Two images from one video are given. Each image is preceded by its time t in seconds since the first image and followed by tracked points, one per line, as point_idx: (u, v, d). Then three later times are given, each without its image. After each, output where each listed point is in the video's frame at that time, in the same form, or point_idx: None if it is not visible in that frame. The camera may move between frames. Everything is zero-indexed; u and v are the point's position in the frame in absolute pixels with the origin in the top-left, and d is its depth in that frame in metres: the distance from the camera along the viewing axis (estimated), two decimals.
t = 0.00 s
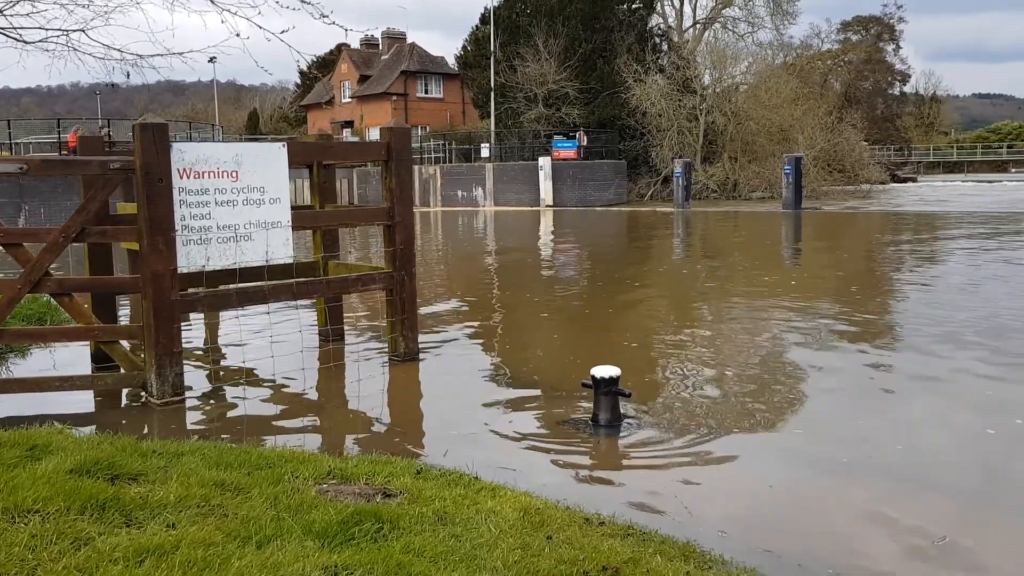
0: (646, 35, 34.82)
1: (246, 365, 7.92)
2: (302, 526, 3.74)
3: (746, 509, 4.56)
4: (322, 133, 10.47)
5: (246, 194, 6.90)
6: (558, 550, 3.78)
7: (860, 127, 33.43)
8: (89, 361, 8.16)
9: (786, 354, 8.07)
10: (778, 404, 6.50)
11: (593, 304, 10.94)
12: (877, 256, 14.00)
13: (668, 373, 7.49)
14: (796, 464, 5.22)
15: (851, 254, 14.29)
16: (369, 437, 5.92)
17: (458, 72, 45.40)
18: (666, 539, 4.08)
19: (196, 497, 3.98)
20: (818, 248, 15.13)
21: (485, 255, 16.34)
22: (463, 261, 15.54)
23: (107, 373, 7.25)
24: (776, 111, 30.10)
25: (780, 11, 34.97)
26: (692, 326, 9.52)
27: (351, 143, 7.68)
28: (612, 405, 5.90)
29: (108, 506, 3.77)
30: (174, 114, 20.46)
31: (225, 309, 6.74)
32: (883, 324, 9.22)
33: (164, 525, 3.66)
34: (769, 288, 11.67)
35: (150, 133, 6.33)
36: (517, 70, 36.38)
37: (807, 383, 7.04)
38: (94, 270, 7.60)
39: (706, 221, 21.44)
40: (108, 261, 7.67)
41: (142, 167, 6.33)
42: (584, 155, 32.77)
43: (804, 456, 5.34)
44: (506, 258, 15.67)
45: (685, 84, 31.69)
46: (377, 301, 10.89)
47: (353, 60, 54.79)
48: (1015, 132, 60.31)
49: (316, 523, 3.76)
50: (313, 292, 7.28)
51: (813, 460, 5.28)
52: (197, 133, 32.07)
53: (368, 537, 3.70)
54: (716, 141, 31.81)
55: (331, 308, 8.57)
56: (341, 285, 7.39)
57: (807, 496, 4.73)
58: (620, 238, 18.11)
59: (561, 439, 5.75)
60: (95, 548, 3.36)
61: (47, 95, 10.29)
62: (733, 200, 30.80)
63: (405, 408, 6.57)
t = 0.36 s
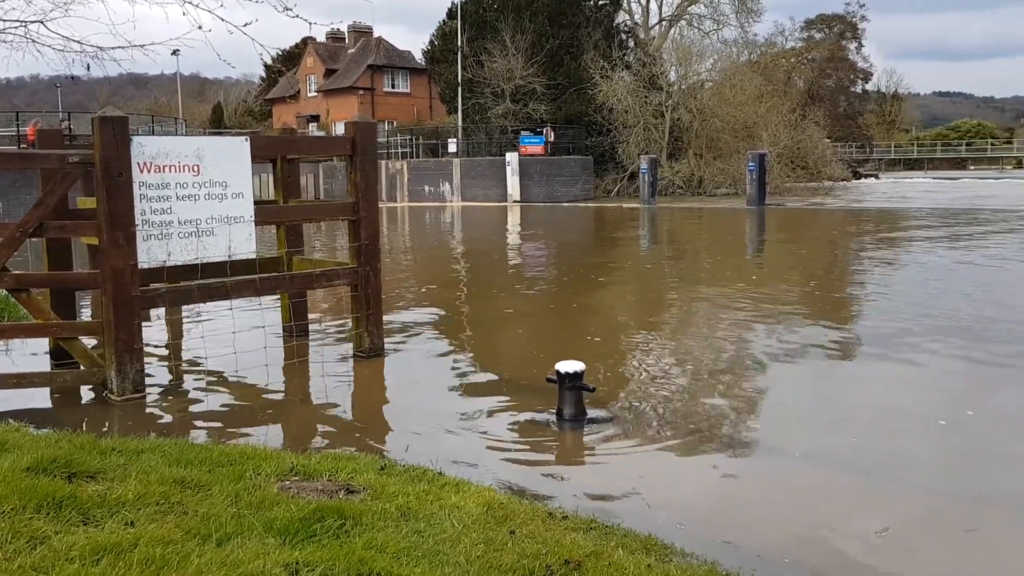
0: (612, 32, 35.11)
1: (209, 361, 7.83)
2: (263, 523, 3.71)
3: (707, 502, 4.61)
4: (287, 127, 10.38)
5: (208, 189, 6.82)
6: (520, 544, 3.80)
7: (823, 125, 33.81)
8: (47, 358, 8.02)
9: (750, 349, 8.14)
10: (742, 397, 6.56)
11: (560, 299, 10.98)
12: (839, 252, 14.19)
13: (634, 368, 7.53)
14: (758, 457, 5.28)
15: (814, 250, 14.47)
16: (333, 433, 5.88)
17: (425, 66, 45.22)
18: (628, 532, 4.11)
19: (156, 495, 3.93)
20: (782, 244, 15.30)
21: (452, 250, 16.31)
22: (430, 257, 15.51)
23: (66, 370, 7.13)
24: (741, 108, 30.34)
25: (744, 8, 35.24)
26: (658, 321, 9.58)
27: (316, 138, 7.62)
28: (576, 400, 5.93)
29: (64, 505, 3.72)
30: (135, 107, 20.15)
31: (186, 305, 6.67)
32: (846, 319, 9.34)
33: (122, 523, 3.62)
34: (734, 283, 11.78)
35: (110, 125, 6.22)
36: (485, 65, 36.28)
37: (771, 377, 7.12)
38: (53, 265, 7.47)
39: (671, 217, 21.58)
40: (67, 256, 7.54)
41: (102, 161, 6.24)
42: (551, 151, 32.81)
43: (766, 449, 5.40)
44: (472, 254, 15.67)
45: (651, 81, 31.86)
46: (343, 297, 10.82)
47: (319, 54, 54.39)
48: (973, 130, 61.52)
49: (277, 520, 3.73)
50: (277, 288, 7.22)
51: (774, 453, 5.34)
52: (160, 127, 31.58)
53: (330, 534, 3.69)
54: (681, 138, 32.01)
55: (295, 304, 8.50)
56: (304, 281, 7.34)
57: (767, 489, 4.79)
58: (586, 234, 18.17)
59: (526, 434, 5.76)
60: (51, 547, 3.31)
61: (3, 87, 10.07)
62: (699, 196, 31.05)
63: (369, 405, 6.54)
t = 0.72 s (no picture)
0: (578, 27, 35.03)
1: (170, 358, 7.74)
2: (222, 521, 3.68)
3: (667, 493, 4.65)
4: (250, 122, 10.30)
5: (167, 183, 6.73)
6: (482, 537, 3.80)
7: (785, 120, 34.19)
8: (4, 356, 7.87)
9: (715, 342, 8.23)
10: (705, 389, 6.62)
11: (526, 294, 11.01)
12: (801, 245, 14.38)
13: (600, 362, 7.58)
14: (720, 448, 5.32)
15: (776, 244, 14.65)
16: (295, 429, 5.84)
17: (391, 60, 44.99)
18: (588, 524, 4.14)
19: (113, 493, 3.88)
20: (745, 239, 15.46)
21: (418, 245, 16.29)
22: (396, 251, 15.49)
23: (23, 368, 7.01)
24: (705, 103, 30.59)
25: (708, 4, 35.48)
26: (624, 315, 9.65)
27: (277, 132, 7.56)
28: (539, 393, 5.95)
29: (18, 504, 3.66)
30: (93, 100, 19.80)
31: (145, 301, 6.57)
32: (807, 311, 9.47)
33: (76, 522, 3.57)
34: (698, 277, 11.90)
35: (66, 119, 6.11)
36: (450, 59, 36.10)
37: (733, 369, 7.19)
38: (8, 261, 7.33)
39: (637, 212, 21.73)
40: (23, 252, 7.40)
41: (58, 155, 6.12)
42: (517, 145, 32.83)
43: (728, 440, 5.46)
44: (438, 248, 15.67)
45: (616, 76, 31.98)
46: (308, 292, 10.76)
47: (283, 47, 53.91)
48: (931, 125, 62.65)
49: (236, 518, 3.70)
50: (238, 283, 7.16)
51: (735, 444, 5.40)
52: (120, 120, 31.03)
53: (290, 530, 3.66)
54: (646, 133, 32.18)
55: (257, 299, 8.44)
56: (267, 276, 7.27)
57: (728, 479, 4.84)
58: (552, 229, 18.24)
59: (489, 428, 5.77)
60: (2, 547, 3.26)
61: None
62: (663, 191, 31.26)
63: (333, 400, 6.50)
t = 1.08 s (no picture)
0: (544, 25, 34.98)
1: (130, 357, 7.64)
2: (182, 521, 3.65)
3: (630, 488, 4.69)
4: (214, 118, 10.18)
5: (127, 179, 6.63)
6: (445, 535, 3.80)
7: (748, 119, 34.54)
8: None
9: (681, 339, 8.31)
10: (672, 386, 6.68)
11: (493, 291, 11.04)
12: (765, 244, 14.57)
13: (566, 359, 7.64)
14: (683, 444, 5.38)
15: (740, 242, 14.83)
16: (259, 428, 5.79)
17: (357, 57, 44.77)
18: (552, 521, 4.16)
19: (68, 494, 3.82)
20: (710, 237, 15.63)
21: (385, 242, 16.27)
22: (363, 248, 15.46)
23: None
24: (669, 102, 30.56)
25: (673, 3, 35.68)
26: (590, 312, 9.71)
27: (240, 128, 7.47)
28: (504, 391, 5.96)
29: None
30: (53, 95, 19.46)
31: (104, 299, 6.47)
32: (771, 309, 9.56)
33: (31, 524, 3.52)
34: (664, 274, 12.01)
35: (23, 114, 5.99)
36: (417, 56, 35.91)
37: (697, 365, 7.27)
38: None
39: (602, 210, 21.84)
40: None
41: (15, 150, 6.01)
42: (484, 143, 32.86)
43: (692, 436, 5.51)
44: (405, 246, 15.66)
45: (583, 74, 32.06)
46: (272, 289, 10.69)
47: (247, 42, 53.41)
48: (892, 125, 63.65)
49: (196, 518, 3.67)
50: (199, 281, 7.07)
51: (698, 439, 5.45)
52: (79, 115, 30.50)
53: (251, 530, 3.63)
54: (612, 131, 32.34)
55: (220, 298, 8.35)
56: (229, 274, 7.20)
57: (688, 474, 4.89)
58: (519, 226, 18.31)
59: (454, 425, 5.78)
60: None
61: None
62: (629, 189, 31.46)
63: (295, 399, 6.47)
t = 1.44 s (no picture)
0: (509, 23, 35.07)
1: (85, 356, 7.51)
2: (137, 521, 3.60)
3: (590, 484, 4.72)
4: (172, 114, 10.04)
5: (82, 175, 6.52)
6: (405, 533, 3.80)
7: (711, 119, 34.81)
8: None
9: (645, 336, 8.36)
10: (634, 383, 6.72)
11: (457, 289, 11.02)
12: (727, 242, 14.71)
13: (530, 357, 7.65)
14: (645, 440, 5.42)
15: (703, 240, 14.93)
16: (217, 428, 5.72)
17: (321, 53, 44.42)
18: (512, 518, 4.17)
19: (20, 496, 3.76)
20: (673, 235, 15.73)
21: (348, 240, 16.17)
22: (326, 246, 15.37)
23: None
24: (633, 101, 30.70)
25: (637, 3, 35.86)
26: (554, 310, 9.73)
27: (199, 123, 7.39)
28: (466, 388, 5.95)
29: None
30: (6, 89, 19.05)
31: (59, 297, 6.36)
32: (734, 306, 9.66)
33: None
34: (628, 272, 12.08)
35: None
36: (381, 53, 35.63)
37: (659, 363, 7.32)
38: None
39: (566, 208, 21.89)
40: None
41: None
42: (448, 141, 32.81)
43: (654, 432, 5.55)
44: (369, 244, 15.58)
45: (547, 73, 32.12)
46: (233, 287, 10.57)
47: (208, 37, 52.77)
48: (852, 125, 64.54)
49: (151, 518, 3.63)
50: (157, 278, 6.97)
51: (660, 435, 5.50)
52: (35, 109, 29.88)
53: (207, 530, 3.60)
54: (577, 130, 32.41)
55: (178, 296, 8.24)
56: (187, 271, 7.11)
57: (648, 469, 4.93)
58: (483, 224, 18.31)
59: (416, 423, 5.76)
60: None
61: None
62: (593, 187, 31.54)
63: (255, 397, 6.40)
